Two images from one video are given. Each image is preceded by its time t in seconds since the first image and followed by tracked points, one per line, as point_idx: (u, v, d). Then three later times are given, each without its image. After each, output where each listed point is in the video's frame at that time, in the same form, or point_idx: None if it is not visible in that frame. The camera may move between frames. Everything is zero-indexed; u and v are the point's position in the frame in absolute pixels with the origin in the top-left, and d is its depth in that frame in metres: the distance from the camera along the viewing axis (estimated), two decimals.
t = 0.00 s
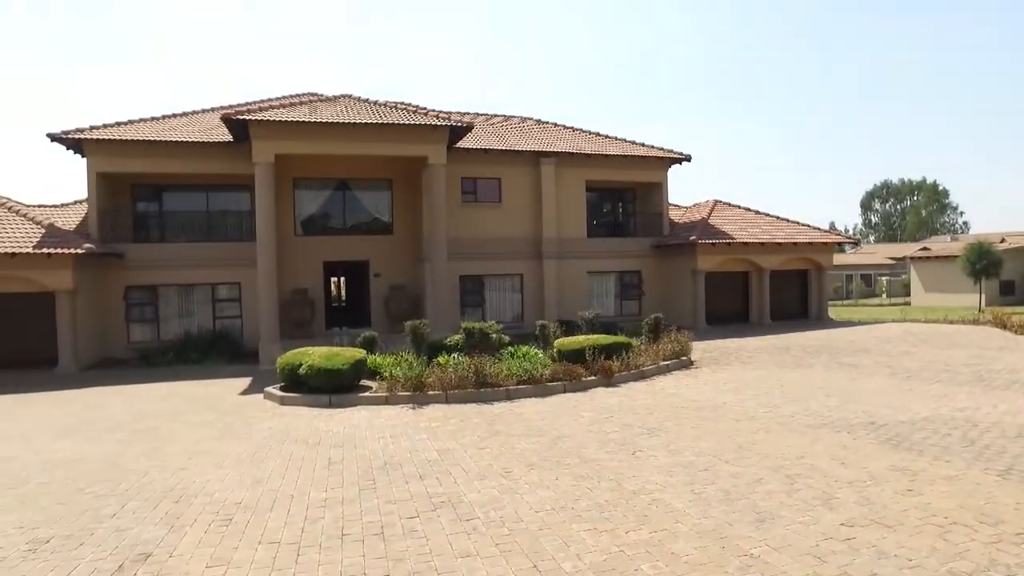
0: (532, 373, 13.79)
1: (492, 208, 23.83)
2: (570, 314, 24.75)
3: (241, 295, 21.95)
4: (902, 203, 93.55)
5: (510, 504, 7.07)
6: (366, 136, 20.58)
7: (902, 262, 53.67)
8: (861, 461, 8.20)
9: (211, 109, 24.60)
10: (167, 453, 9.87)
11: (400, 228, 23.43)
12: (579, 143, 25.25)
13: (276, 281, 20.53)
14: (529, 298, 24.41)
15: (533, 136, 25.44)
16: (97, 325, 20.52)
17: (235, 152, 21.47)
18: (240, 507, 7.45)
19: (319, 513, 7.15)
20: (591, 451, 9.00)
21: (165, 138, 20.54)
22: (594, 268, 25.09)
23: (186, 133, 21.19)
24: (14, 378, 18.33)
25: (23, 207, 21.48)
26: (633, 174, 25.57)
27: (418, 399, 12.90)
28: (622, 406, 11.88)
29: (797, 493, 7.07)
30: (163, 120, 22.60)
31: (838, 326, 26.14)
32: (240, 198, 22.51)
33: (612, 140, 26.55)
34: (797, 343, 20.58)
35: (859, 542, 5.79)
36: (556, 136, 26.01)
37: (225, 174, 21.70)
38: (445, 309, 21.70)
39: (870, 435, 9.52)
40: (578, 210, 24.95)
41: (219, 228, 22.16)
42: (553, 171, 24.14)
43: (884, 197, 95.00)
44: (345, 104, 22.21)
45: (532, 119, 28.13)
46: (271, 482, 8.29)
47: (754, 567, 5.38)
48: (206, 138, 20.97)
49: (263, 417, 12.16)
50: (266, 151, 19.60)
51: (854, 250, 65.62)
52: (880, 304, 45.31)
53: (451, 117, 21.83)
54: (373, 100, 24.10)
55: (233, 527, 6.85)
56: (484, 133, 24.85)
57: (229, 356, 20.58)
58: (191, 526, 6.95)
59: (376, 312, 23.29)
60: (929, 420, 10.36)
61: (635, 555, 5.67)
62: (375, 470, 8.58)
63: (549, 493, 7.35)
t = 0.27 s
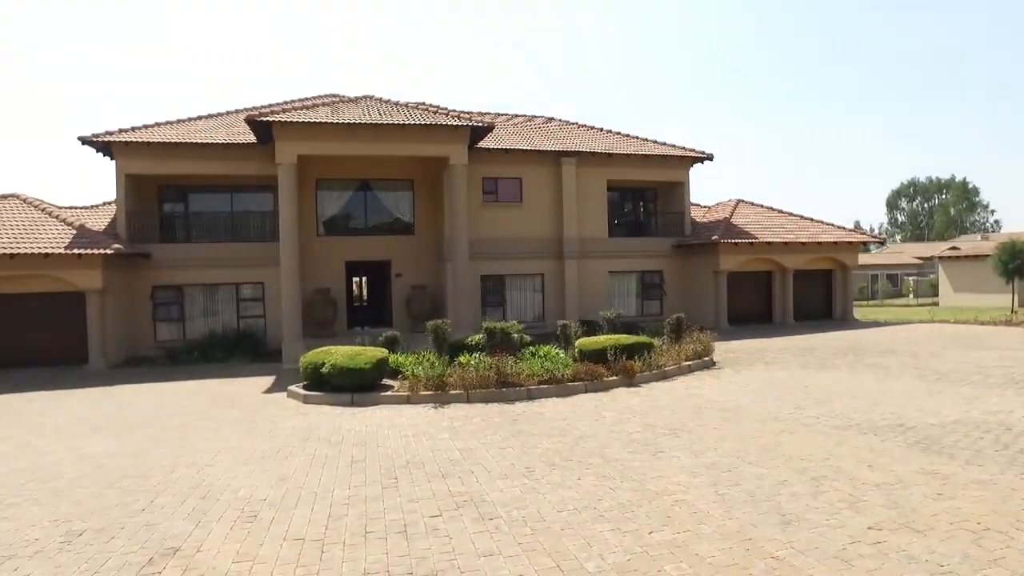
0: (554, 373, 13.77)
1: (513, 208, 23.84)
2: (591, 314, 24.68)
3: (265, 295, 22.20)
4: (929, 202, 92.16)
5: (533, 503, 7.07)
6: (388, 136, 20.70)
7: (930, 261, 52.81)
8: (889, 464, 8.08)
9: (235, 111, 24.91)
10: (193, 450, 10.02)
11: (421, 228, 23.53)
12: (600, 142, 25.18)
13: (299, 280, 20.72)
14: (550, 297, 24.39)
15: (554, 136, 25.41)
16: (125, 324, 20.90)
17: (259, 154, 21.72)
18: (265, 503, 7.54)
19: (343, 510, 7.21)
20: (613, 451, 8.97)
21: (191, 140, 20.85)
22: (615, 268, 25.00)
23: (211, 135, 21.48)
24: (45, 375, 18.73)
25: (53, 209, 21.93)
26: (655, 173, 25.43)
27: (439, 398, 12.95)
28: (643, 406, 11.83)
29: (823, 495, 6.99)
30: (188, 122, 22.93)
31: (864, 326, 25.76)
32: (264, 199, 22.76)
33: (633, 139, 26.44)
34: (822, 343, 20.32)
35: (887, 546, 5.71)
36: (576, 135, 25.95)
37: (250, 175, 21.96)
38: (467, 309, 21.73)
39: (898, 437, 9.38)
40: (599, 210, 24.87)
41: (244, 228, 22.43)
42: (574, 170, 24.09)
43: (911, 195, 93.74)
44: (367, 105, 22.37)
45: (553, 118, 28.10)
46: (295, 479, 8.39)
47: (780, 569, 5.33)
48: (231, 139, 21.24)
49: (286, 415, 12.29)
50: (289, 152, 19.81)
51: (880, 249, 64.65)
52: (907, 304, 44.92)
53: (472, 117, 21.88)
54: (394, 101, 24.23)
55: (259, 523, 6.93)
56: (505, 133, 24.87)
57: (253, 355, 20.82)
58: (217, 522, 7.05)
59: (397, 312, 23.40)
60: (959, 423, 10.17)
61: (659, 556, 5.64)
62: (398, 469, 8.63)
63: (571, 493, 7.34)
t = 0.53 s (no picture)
0: (573, 372, 13.74)
1: (531, 207, 23.82)
2: (610, 314, 24.60)
3: (285, 294, 22.37)
4: (954, 200, 90.95)
5: (553, 503, 7.06)
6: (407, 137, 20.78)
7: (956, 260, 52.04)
8: (916, 467, 7.95)
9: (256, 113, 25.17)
10: (216, 448, 10.13)
11: (440, 228, 23.59)
12: (618, 141, 25.08)
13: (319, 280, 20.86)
14: (569, 297, 24.34)
15: (573, 135, 25.39)
16: (149, 323, 21.21)
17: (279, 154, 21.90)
18: (286, 501, 7.59)
19: (363, 508, 7.24)
20: (633, 451, 8.93)
21: (213, 141, 21.10)
22: (634, 267, 24.89)
23: (233, 136, 21.72)
24: (72, 373, 19.06)
25: (80, 209, 22.31)
26: (674, 172, 25.28)
27: (459, 398, 12.99)
28: (663, 407, 11.76)
29: (847, 498, 6.89)
30: (210, 123, 23.20)
31: (887, 327, 25.40)
32: (284, 199, 22.96)
33: (652, 138, 26.31)
34: (845, 344, 20.07)
35: (915, 550, 5.62)
36: (595, 135, 25.89)
37: (271, 176, 22.17)
38: (485, 308, 21.73)
39: (925, 439, 9.23)
40: (618, 210, 24.79)
41: (264, 229, 22.64)
42: (593, 170, 24.03)
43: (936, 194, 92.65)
44: (386, 105, 22.47)
45: (571, 118, 28.05)
46: (317, 477, 8.44)
47: (804, 572, 5.26)
48: (252, 140, 21.46)
49: (307, 414, 12.38)
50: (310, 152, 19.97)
51: (903, 249, 63.78)
52: (932, 304, 44.67)
53: (491, 117, 21.90)
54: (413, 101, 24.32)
55: (281, 521, 6.99)
56: (523, 132, 24.87)
57: (274, 354, 21.02)
58: (240, 519, 7.12)
59: (416, 312, 23.48)
60: (987, 426, 9.99)
61: (681, 557, 5.60)
62: (418, 468, 8.66)
63: (592, 493, 7.31)
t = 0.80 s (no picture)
0: (593, 372, 13.70)
1: (551, 207, 23.80)
2: (631, 314, 24.49)
3: (307, 294, 22.55)
4: (983, 199, 89.39)
5: (574, 503, 7.04)
6: (428, 137, 20.85)
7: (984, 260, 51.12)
8: (945, 471, 7.81)
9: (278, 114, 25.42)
10: (240, 445, 10.25)
11: (460, 228, 23.64)
12: (639, 141, 24.97)
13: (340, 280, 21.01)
14: (589, 297, 24.27)
15: (593, 135, 25.31)
16: (173, 322, 21.51)
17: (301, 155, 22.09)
18: (309, 499, 7.65)
19: (385, 507, 7.28)
20: (655, 452, 8.87)
21: (236, 142, 21.34)
22: (654, 267, 24.76)
23: (255, 137, 21.95)
24: (99, 371, 19.40)
25: (106, 209, 22.69)
26: (695, 171, 25.10)
27: (479, 397, 13.01)
28: (685, 407, 11.68)
29: (874, 501, 6.79)
30: (233, 124, 23.47)
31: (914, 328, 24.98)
32: (306, 199, 23.16)
33: (673, 137, 26.15)
34: (870, 345, 19.78)
35: (946, 556, 5.51)
36: (615, 134, 25.80)
37: (292, 176, 22.37)
38: (505, 308, 21.72)
39: (954, 443, 9.07)
40: (639, 209, 24.67)
41: (286, 229, 22.84)
42: (613, 169, 23.94)
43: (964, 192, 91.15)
44: (407, 106, 22.57)
45: (591, 117, 27.97)
46: (339, 476, 8.50)
47: None
48: (274, 141, 21.67)
49: (328, 412, 12.47)
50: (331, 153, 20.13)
51: (929, 249, 62.75)
52: (959, 304, 44.18)
53: (511, 116, 21.90)
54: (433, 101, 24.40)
55: (304, 518, 7.04)
56: (543, 132, 24.86)
57: (296, 353, 21.21)
58: (264, 516, 7.19)
59: (436, 311, 23.56)
60: (1019, 429, 9.78)
61: (704, 559, 5.55)
62: (439, 467, 8.68)
63: (613, 493, 7.28)
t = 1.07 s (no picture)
0: (614, 372, 13.65)
1: (572, 207, 23.75)
2: (651, 313, 24.37)
3: (328, 293, 22.72)
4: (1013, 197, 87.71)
5: (596, 503, 7.01)
6: (448, 137, 20.90)
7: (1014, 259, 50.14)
8: (976, 474, 7.66)
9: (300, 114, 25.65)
10: (264, 443, 10.35)
11: (480, 228, 23.68)
12: (660, 139, 24.84)
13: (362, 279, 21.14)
14: (610, 297, 24.18)
15: (613, 134, 25.22)
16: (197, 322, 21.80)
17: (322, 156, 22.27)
18: (332, 496, 7.71)
19: (407, 505, 7.31)
20: (677, 452, 8.82)
21: (259, 143, 21.58)
22: (675, 266, 24.61)
23: (278, 138, 22.17)
24: (125, 369, 19.73)
25: (133, 210, 23.06)
26: (717, 170, 24.90)
27: (500, 396, 13.02)
28: (707, 408, 11.60)
29: (903, 505, 6.68)
30: (256, 125, 23.72)
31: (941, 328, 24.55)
32: (327, 199, 23.33)
33: (694, 136, 25.98)
34: (896, 345, 19.48)
35: (978, 562, 5.40)
36: (636, 133, 25.68)
37: (314, 177, 22.55)
38: (526, 307, 21.71)
39: (984, 446, 8.89)
40: (660, 208, 24.53)
41: (308, 229, 23.03)
42: (634, 168, 23.82)
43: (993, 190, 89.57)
44: (427, 105, 22.65)
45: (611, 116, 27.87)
46: (361, 473, 8.56)
47: None
48: (296, 142, 21.86)
49: (350, 411, 12.56)
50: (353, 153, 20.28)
51: (956, 248, 61.65)
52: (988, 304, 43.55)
53: (531, 116, 21.89)
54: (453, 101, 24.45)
55: (327, 516, 7.10)
56: (563, 131, 24.81)
57: (317, 352, 21.39)
58: (287, 513, 7.26)
59: (457, 311, 23.61)
60: None
61: (728, 561, 5.50)
62: (461, 466, 8.71)
63: (636, 494, 7.24)
